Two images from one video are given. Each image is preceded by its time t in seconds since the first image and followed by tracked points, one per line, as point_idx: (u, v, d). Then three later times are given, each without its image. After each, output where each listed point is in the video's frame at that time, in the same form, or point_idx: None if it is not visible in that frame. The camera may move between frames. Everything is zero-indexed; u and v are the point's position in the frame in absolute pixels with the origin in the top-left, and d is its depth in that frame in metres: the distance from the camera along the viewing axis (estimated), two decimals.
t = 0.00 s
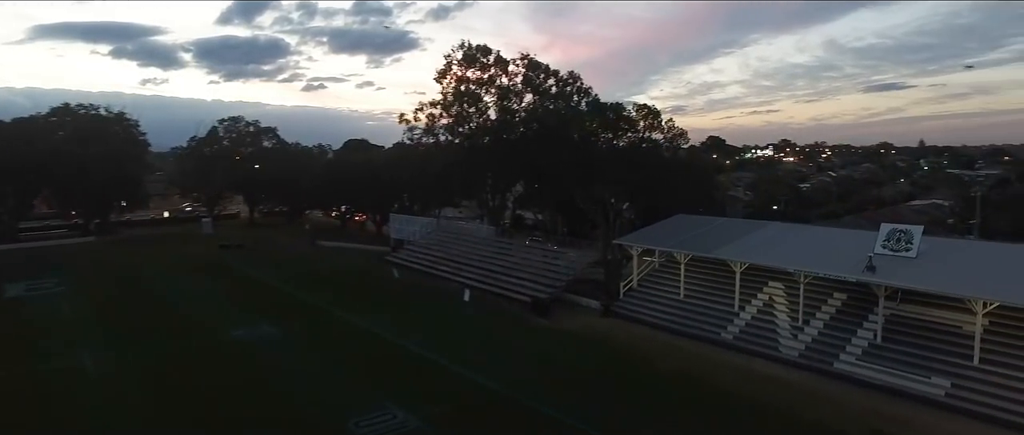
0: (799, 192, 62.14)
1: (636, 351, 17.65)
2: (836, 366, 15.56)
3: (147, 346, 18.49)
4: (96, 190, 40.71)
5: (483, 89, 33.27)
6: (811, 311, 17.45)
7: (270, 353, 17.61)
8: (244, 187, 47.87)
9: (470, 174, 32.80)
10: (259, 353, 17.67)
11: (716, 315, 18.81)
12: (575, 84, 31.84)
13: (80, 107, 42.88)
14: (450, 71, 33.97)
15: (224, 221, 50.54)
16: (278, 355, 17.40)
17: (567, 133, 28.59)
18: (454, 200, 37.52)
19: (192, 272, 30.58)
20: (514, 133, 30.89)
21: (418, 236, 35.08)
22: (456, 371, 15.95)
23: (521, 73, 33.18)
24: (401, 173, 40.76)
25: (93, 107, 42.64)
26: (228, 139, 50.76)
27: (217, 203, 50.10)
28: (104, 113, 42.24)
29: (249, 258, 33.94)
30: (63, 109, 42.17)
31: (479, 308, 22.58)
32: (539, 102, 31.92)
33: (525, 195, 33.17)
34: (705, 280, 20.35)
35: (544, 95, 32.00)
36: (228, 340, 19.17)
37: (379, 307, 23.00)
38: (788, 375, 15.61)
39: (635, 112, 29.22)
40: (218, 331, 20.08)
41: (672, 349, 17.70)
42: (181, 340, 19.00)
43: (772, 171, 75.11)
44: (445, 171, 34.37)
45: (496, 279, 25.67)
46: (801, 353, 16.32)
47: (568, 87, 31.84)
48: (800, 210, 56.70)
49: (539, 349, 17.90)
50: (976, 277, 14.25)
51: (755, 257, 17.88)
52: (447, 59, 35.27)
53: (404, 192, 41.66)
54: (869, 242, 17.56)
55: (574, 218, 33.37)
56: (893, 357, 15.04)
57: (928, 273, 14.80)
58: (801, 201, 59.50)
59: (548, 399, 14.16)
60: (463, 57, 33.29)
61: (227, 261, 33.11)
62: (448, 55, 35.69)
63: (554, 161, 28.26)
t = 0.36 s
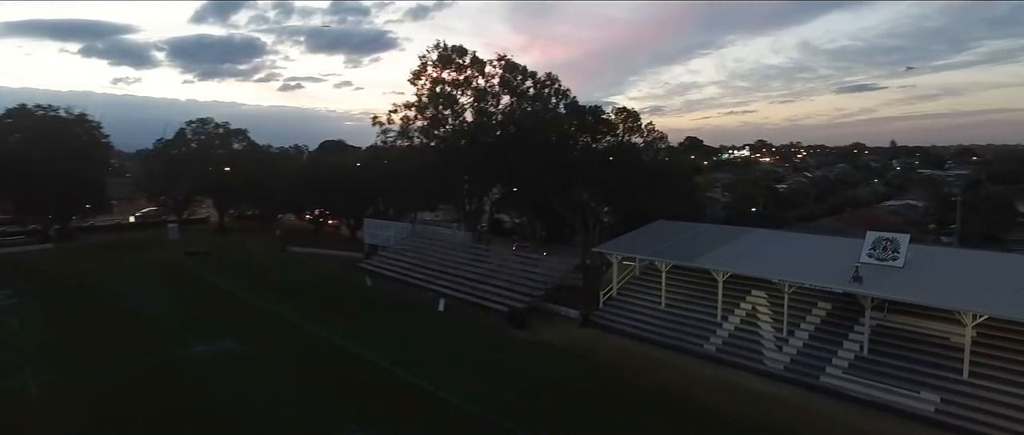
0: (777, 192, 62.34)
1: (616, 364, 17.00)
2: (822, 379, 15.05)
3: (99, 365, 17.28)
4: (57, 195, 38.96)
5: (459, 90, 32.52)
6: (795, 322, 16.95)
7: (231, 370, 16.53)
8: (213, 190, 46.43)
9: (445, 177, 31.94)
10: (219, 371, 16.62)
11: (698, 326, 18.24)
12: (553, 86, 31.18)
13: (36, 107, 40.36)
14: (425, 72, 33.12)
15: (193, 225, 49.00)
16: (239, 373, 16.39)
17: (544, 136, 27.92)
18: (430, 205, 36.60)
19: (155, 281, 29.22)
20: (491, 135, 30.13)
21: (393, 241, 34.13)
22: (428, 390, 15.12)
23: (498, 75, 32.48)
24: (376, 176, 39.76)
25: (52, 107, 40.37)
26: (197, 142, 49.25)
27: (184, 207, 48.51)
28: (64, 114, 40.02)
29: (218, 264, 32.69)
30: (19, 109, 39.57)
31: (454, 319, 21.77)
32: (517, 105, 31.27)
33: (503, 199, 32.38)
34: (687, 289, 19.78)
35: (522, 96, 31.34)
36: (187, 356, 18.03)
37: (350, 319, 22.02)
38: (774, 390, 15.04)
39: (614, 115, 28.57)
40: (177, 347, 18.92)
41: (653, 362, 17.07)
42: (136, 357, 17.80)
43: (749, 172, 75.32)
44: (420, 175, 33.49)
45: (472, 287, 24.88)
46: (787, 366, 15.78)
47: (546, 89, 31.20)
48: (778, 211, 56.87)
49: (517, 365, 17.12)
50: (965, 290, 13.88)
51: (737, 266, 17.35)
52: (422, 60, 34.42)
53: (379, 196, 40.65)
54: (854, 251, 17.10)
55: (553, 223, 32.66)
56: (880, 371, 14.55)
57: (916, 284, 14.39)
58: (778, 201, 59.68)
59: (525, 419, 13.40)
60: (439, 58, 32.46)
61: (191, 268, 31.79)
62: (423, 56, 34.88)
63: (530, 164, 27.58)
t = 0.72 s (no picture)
0: (753, 194, 62.47)
1: (596, 379, 16.30)
2: (808, 395, 14.50)
3: (41, 386, 16.05)
4: (13, 199, 37.26)
5: (433, 92, 31.66)
6: (778, 333, 16.43)
7: (186, 390, 15.46)
8: (179, 194, 44.88)
9: (418, 181, 30.99)
10: (173, 391, 15.53)
11: (679, 338, 17.62)
12: (530, 88, 30.43)
13: None
14: (398, 73, 32.20)
15: (159, 230, 47.36)
16: (195, 393, 15.33)
17: (520, 139, 27.15)
18: (403, 210, 35.59)
19: (113, 291, 27.85)
20: (466, 138, 29.25)
21: (366, 247, 33.07)
22: (398, 410, 14.26)
23: (473, 76, 31.67)
24: (348, 180, 38.71)
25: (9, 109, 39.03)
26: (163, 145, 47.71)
27: (149, 211, 46.85)
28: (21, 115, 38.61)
29: (181, 272, 31.39)
30: None
31: (427, 331, 20.90)
32: (492, 107, 30.48)
33: (479, 204, 31.51)
34: (668, 299, 19.18)
35: (497, 98, 30.56)
36: (138, 376, 16.88)
37: (317, 331, 21.01)
38: (758, 406, 14.46)
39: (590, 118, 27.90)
40: (129, 365, 17.75)
41: (633, 377, 16.40)
42: (83, 378, 16.60)
43: (725, 174, 75.53)
44: (393, 179, 32.52)
45: (446, 297, 23.98)
46: (771, 380, 15.23)
47: (522, 91, 30.43)
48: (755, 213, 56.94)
49: (491, 381, 16.34)
50: (954, 303, 13.50)
51: (719, 277, 16.78)
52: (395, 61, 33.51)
53: (351, 201, 39.56)
54: (838, 259, 16.64)
55: (530, 228, 31.87)
56: (867, 385, 14.06)
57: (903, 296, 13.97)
58: (755, 203, 59.75)
59: None
60: (412, 59, 31.58)
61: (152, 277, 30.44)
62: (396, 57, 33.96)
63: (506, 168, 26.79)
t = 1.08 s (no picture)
0: (730, 195, 62.45)
1: (574, 396, 15.58)
2: (793, 411, 13.94)
3: None
4: None
5: (407, 94, 30.79)
6: (763, 345, 15.88)
7: (135, 415, 14.40)
8: (144, 199, 43.36)
9: (390, 186, 29.99)
10: (121, 416, 14.46)
11: (660, 350, 17.00)
12: (506, 89, 29.66)
13: None
14: (370, 73, 31.24)
15: (123, 236, 45.64)
16: (144, 418, 14.28)
17: (496, 142, 26.35)
18: (377, 215, 34.56)
19: (68, 301, 26.44)
20: (440, 141, 28.41)
21: (338, 254, 32.05)
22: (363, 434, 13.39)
23: (448, 77, 30.83)
24: (320, 184, 37.64)
25: None
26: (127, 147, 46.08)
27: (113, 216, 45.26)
28: None
29: (143, 281, 29.98)
30: None
31: (399, 344, 20.03)
32: (468, 109, 29.71)
33: (454, 209, 30.60)
34: (649, 310, 18.55)
35: (472, 100, 29.78)
36: (86, 398, 15.77)
37: (281, 344, 19.99)
38: (742, 424, 13.87)
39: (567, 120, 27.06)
40: (76, 386, 16.62)
41: (613, 392, 15.74)
42: (24, 401, 15.44)
43: (703, 176, 75.70)
44: (365, 183, 31.53)
45: (420, 307, 23.11)
46: (755, 395, 14.67)
47: (498, 93, 29.65)
48: (733, 215, 56.92)
49: (464, 399, 15.53)
50: (944, 314, 13.06)
51: (700, 288, 16.19)
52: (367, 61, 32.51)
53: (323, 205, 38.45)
54: (823, 269, 16.14)
55: (508, 233, 31.02)
56: (854, 400, 13.54)
57: (890, 309, 13.51)
58: (733, 204, 59.70)
59: None
60: (385, 59, 30.65)
61: (111, 286, 29.12)
62: (369, 57, 32.97)
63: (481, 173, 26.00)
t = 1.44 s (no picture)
0: (709, 197, 62.34)
1: (553, 414, 14.81)
2: (781, 430, 13.33)
3: None
4: None
5: (380, 95, 29.84)
6: (748, 359, 15.29)
7: None
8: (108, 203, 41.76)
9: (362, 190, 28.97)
10: None
11: (642, 364, 16.33)
12: (483, 91, 28.87)
13: None
14: (342, 74, 30.21)
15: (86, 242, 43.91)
16: None
17: (472, 146, 25.54)
18: (350, 221, 33.51)
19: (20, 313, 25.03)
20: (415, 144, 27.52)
21: (309, 261, 30.96)
22: None
23: (423, 78, 29.94)
24: (291, 188, 36.50)
25: None
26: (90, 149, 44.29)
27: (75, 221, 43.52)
28: None
29: (102, 291, 28.51)
30: None
31: (371, 358, 19.11)
32: (443, 111, 28.89)
33: (429, 214, 29.67)
34: (630, 322, 17.90)
35: (448, 102, 28.96)
36: (28, 423, 14.60)
37: (245, 360, 18.93)
38: None
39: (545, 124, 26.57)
40: (19, 409, 15.43)
41: (594, 410, 15.01)
42: None
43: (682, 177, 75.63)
44: (337, 188, 30.49)
45: (393, 318, 22.19)
46: (741, 413, 14.04)
47: (474, 95, 28.85)
48: (712, 216, 56.73)
49: (438, 418, 14.68)
50: (937, 327, 12.57)
51: (684, 300, 15.55)
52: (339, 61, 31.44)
53: (294, 210, 37.29)
54: (809, 279, 15.64)
55: (485, 240, 30.19)
56: (843, 418, 12.96)
57: (880, 323, 12.99)
58: (712, 205, 59.54)
59: None
60: (357, 59, 29.65)
61: (69, 296, 27.69)
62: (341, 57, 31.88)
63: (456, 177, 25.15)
